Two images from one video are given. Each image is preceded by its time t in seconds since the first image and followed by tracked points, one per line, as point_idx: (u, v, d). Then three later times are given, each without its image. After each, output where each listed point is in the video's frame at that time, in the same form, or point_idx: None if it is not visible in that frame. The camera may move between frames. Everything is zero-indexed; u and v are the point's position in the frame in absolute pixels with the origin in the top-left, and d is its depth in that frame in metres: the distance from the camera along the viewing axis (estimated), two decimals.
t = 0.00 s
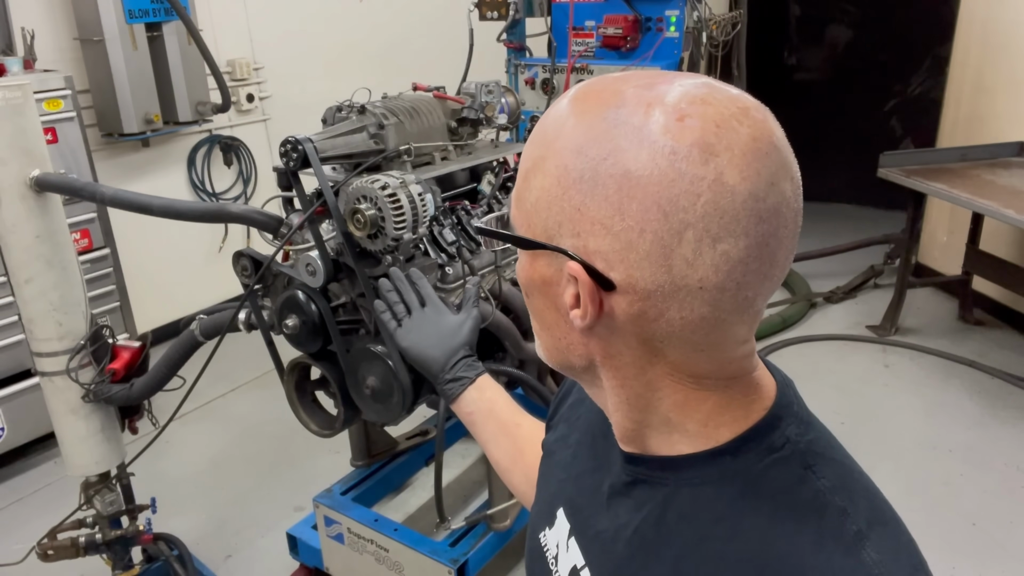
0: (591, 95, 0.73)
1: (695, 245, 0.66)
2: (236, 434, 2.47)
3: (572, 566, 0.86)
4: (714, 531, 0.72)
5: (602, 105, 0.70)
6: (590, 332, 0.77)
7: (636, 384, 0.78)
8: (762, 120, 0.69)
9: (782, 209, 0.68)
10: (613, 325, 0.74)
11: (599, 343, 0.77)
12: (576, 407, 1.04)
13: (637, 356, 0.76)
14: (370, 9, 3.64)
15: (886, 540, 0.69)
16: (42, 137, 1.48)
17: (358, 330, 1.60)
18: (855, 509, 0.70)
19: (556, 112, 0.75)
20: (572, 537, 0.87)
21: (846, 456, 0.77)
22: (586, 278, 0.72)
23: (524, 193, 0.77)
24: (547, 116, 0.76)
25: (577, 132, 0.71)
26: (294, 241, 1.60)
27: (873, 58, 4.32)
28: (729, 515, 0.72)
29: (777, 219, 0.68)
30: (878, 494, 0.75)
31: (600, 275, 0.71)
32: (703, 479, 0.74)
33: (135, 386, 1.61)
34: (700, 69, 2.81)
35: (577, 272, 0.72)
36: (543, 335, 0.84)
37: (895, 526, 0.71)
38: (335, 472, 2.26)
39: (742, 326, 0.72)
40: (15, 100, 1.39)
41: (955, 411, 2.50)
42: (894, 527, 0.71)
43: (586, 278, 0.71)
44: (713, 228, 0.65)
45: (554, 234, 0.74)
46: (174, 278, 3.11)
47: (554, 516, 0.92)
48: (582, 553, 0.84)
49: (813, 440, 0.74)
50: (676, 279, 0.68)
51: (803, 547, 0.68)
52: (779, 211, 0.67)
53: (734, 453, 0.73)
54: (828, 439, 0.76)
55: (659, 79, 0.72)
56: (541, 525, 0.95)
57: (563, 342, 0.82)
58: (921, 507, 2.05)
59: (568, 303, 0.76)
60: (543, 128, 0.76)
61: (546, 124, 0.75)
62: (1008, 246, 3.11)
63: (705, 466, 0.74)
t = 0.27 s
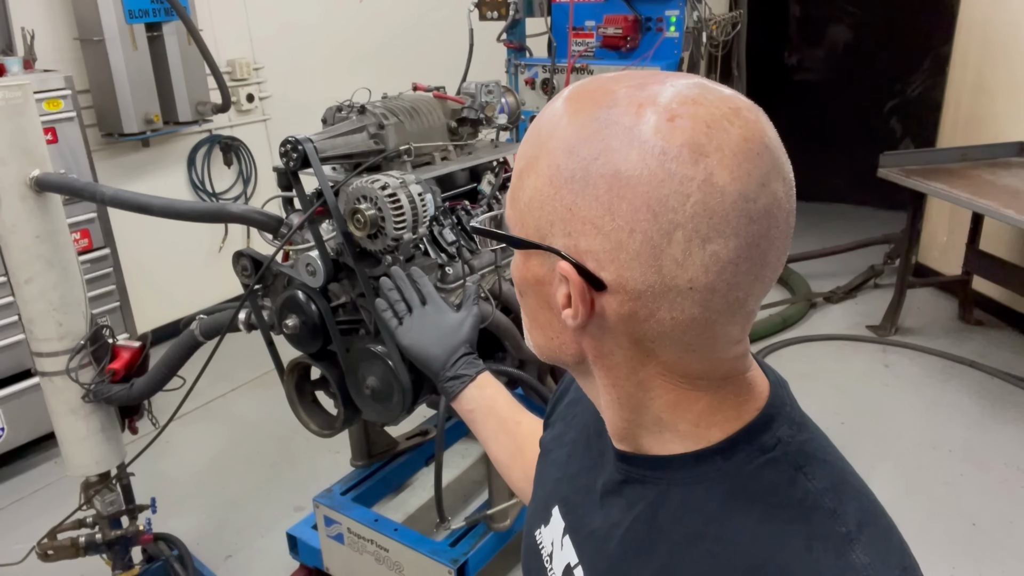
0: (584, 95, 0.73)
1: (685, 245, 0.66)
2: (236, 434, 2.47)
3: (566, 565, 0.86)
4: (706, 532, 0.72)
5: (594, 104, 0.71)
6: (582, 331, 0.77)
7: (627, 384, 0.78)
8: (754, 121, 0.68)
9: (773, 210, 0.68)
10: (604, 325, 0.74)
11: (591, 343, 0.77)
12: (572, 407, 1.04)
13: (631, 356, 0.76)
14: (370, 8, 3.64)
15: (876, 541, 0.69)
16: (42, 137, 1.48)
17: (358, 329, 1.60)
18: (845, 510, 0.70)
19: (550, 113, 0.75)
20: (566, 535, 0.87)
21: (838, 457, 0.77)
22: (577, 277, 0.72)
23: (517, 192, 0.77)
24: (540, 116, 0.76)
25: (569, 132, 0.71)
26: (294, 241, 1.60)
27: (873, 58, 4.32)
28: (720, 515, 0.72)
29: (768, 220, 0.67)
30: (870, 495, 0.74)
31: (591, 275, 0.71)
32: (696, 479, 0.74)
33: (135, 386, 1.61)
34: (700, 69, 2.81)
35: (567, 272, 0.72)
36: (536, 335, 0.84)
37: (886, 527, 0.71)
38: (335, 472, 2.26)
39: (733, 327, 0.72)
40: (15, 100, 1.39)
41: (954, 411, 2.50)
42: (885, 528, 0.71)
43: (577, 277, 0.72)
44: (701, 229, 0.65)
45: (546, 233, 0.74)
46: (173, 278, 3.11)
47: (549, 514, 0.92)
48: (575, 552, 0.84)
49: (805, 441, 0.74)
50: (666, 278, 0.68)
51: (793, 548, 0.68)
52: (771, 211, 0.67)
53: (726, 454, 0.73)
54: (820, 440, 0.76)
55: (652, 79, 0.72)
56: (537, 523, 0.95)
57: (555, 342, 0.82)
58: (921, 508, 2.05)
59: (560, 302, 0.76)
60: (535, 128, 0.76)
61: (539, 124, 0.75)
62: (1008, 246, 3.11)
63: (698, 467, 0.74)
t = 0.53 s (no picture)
0: (586, 94, 0.72)
1: (697, 242, 0.66)
2: (235, 434, 2.47)
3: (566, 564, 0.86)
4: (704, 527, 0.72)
5: (596, 104, 0.70)
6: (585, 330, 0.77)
7: (631, 383, 0.78)
8: (757, 118, 0.69)
9: (778, 206, 0.68)
10: (611, 324, 0.74)
11: (595, 342, 0.77)
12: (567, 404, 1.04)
13: (638, 353, 0.76)
14: (370, 8, 3.64)
15: (873, 533, 0.68)
16: (42, 137, 1.48)
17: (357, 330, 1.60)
18: (840, 503, 0.70)
19: (552, 112, 0.74)
20: (565, 534, 0.87)
21: (834, 450, 0.77)
22: (587, 276, 0.71)
23: (519, 193, 0.77)
24: (541, 116, 0.75)
25: (575, 131, 0.70)
26: (294, 241, 1.60)
27: (873, 58, 4.32)
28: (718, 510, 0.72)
29: (774, 215, 0.68)
30: (866, 489, 0.74)
31: (601, 273, 0.71)
32: (695, 475, 0.74)
33: (135, 386, 1.61)
34: (700, 69, 2.81)
35: (577, 271, 0.72)
36: (536, 336, 0.84)
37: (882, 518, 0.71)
38: (334, 472, 2.26)
39: (739, 322, 0.72)
40: (15, 100, 1.39)
41: (955, 411, 2.50)
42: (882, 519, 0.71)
43: (587, 276, 0.71)
44: (717, 223, 0.66)
45: (551, 233, 0.74)
46: (173, 278, 3.11)
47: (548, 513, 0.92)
48: (574, 550, 0.85)
49: (800, 435, 0.74)
50: (678, 277, 0.68)
51: (791, 542, 0.68)
52: (776, 207, 0.68)
53: (723, 449, 0.73)
54: (815, 435, 0.76)
55: (654, 78, 0.72)
56: (535, 522, 0.95)
57: (556, 342, 0.81)
58: (921, 507, 2.05)
59: (566, 302, 0.76)
60: (535, 128, 0.75)
61: (541, 124, 0.74)
62: (1008, 246, 3.11)
63: (695, 463, 0.74)
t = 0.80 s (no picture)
0: (614, 77, 0.71)
1: (762, 192, 0.71)
2: (235, 434, 2.47)
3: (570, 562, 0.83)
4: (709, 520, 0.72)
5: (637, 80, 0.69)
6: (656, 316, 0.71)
7: (691, 369, 0.74)
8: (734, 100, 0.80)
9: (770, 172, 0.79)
10: (695, 299, 0.71)
11: (666, 327, 0.72)
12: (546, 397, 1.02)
13: (703, 330, 0.73)
14: (370, 8, 3.64)
15: (867, 516, 0.69)
16: (42, 137, 1.48)
17: (357, 329, 1.60)
18: (837, 486, 0.71)
19: (583, 96, 0.70)
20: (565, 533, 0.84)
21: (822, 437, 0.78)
22: (695, 241, 0.67)
23: (570, 177, 0.68)
24: (572, 100, 0.70)
25: (641, 103, 0.68)
26: (294, 241, 1.60)
27: (873, 58, 4.32)
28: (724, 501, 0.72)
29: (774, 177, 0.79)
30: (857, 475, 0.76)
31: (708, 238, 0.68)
32: (700, 467, 0.74)
33: (135, 386, 1.61)
34: (700, 69, 2.81)
35: (686, 237, 0.67)
36: (579, 345, 0.73)
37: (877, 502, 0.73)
38: (334, 472, 2.26)
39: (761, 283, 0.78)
40: (15, 100, 1.39)
41: (955, 411, 2.50)
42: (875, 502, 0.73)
43: (696, 241, 0.68)
44: (774, 175, 0.73)
45: (631, 208, 0.67)
46: (173, 278, 3.11)
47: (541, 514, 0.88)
48: (578, 548, 0.82)
49: (795, 422, 0.76)
50: (752, 231, 0.71)
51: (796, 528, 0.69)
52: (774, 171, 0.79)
53: (726, 440, 0.73)
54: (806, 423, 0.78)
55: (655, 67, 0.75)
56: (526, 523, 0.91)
57: (615, 343, 0.72)
58: (921, 508, 2.05)
59: (649, 284, 0.69)
60: (576, 110, 0.69)
61: (579, 104, 0.69)
62: (1008, 246, 3.11)
63: (698, 454, 0.74)
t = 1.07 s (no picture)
0: (591, 84, 0.77)
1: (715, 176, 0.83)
2: (235, 434, 2.47)
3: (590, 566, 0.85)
4: (724, 495, 0.77)
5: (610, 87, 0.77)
6: (684, 288, 0.78)
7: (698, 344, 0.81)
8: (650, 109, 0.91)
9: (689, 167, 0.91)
10: (701, 271, 0.79)
11: (685, 301, 0.79)
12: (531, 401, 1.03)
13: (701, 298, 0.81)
14: (370, 8, 3.64)
15: (860, 463, 0.76)
16: (42, 136, 1.48)
17: (357, 329, 1.60)
18: (829, 439, 0.78)
19: (578, 102, 0.75)
20: (579, 540, 0.87)
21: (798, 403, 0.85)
22: (705, 214, 0.76)
23: (601, 173, 0.72)
24: (572, 107, 0.74)
25: (633, 104, 0.75)
26: (294, 241, 1.60)
27: (873, 58, 4.32)
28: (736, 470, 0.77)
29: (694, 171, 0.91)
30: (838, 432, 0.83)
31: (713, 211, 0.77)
32: (710, 442, 0.79)
33: (135, 386, 1.61)
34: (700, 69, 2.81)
35: (704, 211, 0.76)
36: (630, 336, 0.75)
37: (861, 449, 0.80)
38: (334, 472, 2.26)
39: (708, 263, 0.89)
40: (16, 100, 1.39)
41: (955, 411, 2.50)
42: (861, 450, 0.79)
43: (708, 214, 0.77)
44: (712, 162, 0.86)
45: (658, 192, 0.73)
46: (172, 279, 3.10)
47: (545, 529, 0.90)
48: (597, 550, 0.85)
49: (780, 387, 0.82)
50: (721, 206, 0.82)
51: (808, 483, 0.74)
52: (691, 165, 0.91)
53: (726, 413, 0.79)
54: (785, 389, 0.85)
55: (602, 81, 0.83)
56: (526, 542, 0.92)
57: (657, 324, 0.76)
58: (921, 507, 2.05)
59: (680, 258, 0.76)
60: (585, 114, 0.73)
61: (581, 109, 0.74)
62: (1008, 246, 3.11)
63: (706, 431, 0.79)
